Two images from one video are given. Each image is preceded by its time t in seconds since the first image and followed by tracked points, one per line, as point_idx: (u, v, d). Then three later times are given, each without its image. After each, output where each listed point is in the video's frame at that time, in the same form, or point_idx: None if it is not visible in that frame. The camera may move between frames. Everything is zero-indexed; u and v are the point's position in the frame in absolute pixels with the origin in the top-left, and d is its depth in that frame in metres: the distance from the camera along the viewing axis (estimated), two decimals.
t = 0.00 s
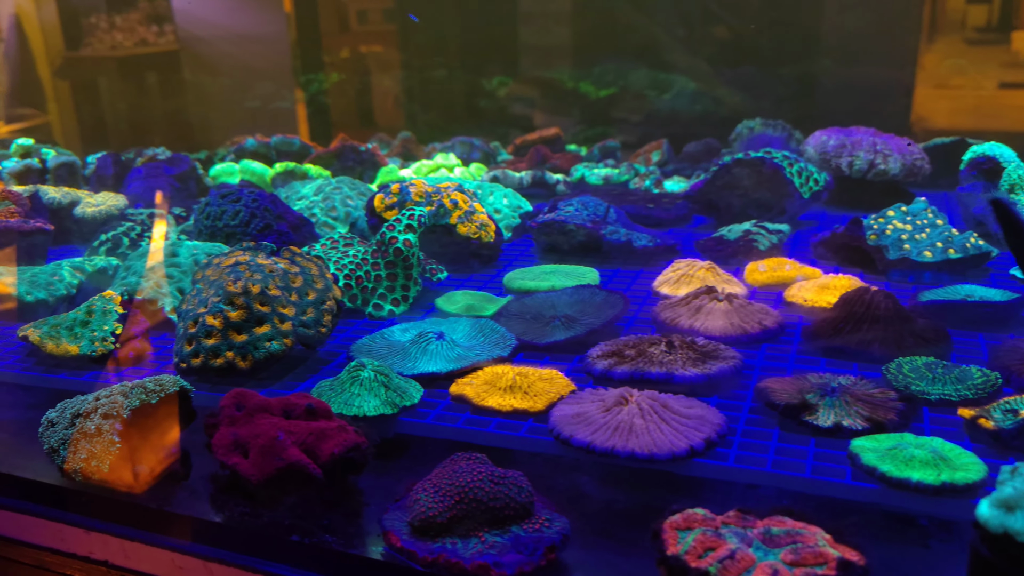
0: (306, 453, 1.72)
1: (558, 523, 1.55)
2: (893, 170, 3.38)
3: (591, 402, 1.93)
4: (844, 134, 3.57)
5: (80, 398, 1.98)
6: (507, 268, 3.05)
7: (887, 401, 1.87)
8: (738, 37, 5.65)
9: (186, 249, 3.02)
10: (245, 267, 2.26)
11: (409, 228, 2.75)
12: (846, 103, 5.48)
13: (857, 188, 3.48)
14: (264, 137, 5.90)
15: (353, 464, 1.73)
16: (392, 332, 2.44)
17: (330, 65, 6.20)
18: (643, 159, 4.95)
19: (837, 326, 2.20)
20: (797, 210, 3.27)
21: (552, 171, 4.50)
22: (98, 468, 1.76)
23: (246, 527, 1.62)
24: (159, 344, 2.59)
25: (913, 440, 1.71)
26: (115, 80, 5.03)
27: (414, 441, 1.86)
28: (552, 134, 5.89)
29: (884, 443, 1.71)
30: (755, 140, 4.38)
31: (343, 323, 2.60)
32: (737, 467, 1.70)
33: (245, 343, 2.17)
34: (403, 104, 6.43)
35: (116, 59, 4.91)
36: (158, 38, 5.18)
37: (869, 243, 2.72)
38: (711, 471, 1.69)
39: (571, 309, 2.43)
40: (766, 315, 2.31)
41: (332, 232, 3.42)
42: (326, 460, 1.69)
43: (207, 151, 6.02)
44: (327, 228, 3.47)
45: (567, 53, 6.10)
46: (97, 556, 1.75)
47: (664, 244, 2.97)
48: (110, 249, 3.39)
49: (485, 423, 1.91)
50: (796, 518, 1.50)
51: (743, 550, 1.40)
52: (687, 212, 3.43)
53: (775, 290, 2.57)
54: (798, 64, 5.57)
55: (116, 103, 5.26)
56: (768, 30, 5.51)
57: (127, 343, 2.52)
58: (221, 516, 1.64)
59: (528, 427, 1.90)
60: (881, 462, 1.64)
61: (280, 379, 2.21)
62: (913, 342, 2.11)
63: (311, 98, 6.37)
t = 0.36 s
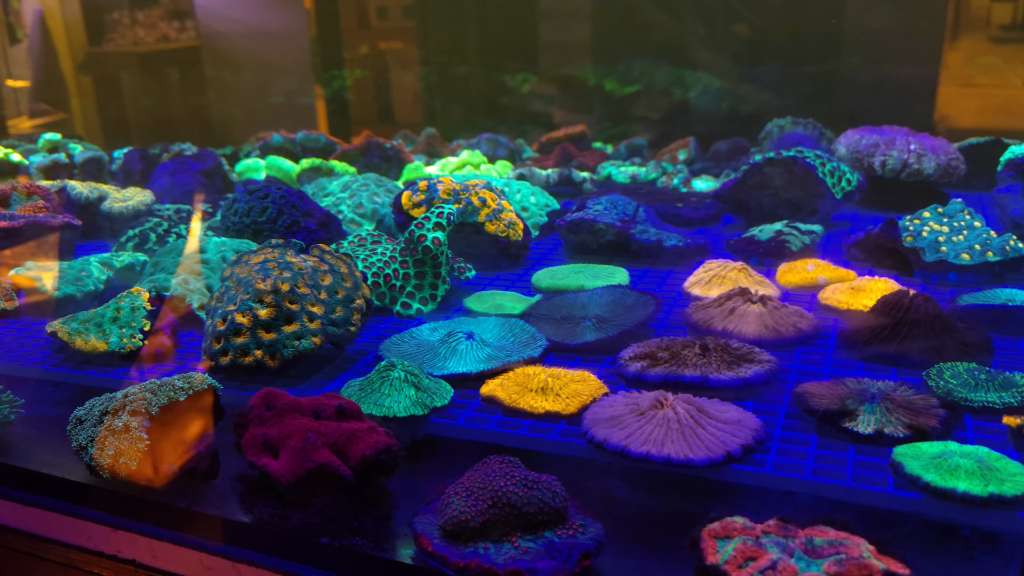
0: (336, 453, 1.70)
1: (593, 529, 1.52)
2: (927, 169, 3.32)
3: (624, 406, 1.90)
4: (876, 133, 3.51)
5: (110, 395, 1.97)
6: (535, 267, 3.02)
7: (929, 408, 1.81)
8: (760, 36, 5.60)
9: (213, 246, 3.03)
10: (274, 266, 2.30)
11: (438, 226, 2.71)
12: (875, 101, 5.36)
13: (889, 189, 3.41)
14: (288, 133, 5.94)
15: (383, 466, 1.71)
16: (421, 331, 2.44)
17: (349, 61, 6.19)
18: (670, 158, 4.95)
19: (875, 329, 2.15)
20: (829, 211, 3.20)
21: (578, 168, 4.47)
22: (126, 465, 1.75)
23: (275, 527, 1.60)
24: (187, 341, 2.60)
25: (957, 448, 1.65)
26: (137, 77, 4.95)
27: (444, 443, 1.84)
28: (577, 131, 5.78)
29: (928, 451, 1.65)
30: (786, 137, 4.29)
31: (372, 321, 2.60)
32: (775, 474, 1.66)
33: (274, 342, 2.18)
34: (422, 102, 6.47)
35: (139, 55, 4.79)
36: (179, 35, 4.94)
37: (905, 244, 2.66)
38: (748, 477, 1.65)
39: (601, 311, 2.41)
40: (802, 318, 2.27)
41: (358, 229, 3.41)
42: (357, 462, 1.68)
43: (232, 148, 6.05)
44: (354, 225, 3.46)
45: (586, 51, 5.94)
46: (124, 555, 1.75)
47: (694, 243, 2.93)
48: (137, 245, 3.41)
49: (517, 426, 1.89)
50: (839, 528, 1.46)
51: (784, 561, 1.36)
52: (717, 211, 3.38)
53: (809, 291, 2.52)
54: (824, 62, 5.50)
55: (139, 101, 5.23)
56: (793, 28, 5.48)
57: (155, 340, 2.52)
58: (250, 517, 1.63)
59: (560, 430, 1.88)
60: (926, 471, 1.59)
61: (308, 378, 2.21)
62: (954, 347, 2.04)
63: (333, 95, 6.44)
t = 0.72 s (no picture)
0: (352, 453, 1.69)
1: (614, 533, 1.49)
2: (953, 168, 3.26)
3: (646, 407, 1.87)
4: (901, 130, 3.44)
5: (120, 393, 1.94)
6: (553, 264, 2.99)
7: (959, 412, 1.75)
8: (775, 35, 5.59)
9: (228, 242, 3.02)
10: (290, 262, 2.29)
11: (456, 223, 2.69)
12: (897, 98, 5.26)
13: (914, 187, 3.35)
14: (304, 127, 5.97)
15: (399, 467, 1.69)
16: (438, 329, 2.41)
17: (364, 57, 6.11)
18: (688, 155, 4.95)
19: (901, 330, 2.10)
20: (852, 209, 3.16)
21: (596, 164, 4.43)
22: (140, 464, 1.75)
23: (289, 527, 1.58)
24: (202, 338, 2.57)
25: (990, 455, 1.59)
26: (152, 71, 5.21)
27: (462, 443, 1.82)
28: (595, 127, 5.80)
29: (959, 457, 1.60)
30: (806, 134, 4.23)
31: (387, 318, 2.58)
32: (800, 478, 1.62)
33: (290, 338, 2.16)
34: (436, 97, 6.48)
35: (152, 49, 5.09)
36: (195, 29, 5.07)
37: (931, 244, 2.61)
38: (773, 481, 1.62)
39: (621, 309, 2.37)
40: (826, 318, 2.23)
41: (375, 224, 3.39)
42: (373, 462, 1.66)
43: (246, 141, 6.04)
44: (370, 221, 3.44)
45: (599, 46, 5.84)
46: (137, 552, 1.74)
47: (715, 241, 2.90)
48: (152, 239, 3.40)
49: (535, 426, 1.86)
50: (868, 536, 1.42)
51: (813, 569, 1.32)
52: (738, 209, 3.34)
53: (833, 291, 2.48)
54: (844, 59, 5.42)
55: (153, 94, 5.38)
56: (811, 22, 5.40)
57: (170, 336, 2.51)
58: (265, 516, 1.61)
59: (580, 431, 1.85)
60: (958, 477, 1.53)
61: (324, 376, 2.19)
62: (984, 349, 1.98)
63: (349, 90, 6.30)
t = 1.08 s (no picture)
0: (362, 455, 1.66)
1: (630, 539, 1.45)
2: (974, 165, 3.19)
3: (663, 408, 1.83)
4: (922, 126, 3.36)
5: (123, 391, 1.94)
6: (566, 262, 2.95)
7: (986, 416, 1.69)
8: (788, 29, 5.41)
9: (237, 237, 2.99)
10: (299, 258, 2.25)
11: (468, 219, 2.66)
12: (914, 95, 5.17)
13: (934, 184, 3.29)
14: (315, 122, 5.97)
15: (410, 469, 1.67)
16: (449, 327, 2.38)
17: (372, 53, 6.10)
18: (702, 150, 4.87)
19: (925, 331, 2.04)
20: (871, 207, 3.06)
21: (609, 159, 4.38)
22: (145, 462, 1.74)
23: (297, 530, 1.55)
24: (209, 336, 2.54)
25: (1020, 461, 1.53)
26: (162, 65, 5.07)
27: (474, 444, 1.78)
28: (608, 123, 5.75)
29: (988, 463, 1.54)
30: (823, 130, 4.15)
31: (398, 316, 2.55)
32: (823, 484, 1.57)
33: (299, 336, 2.12)
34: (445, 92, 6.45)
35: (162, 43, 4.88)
36: (205, 24, 4.76)
37: (953, 243, 2.54)
38: (795, 486, 1.57)
39: (636, 307, 2.32)
40: (846, 318, 2.17)
41: (385, 220, 3.35)
42: (383, 463, 1.63)
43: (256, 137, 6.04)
44: (381, 216, 3.41)
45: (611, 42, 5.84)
46: (142, 553, 1.71)
47: (731, 238, 2.85)
48: (160, 234, 3.38)
49: (550, 428, 1.82)
50: (894, 544, 1.37)
51: None
52: (753, 206, 3.29)
53: (853, 290, 2.43)
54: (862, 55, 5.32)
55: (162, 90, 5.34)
56: (826, 16, 5.30)
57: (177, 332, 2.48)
58: (272, 517, 1.58)
59: (594, 432, 1.81)
60: (987, 485, 1.47)
61: (333, 374, 2.15)
62: (1011, 352, 1.92)
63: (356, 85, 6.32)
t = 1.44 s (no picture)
0: (368, 457, 1.62)
1: (643, 546, 1.41)
2: (991, 164, 3.13)
3: (676, 411, 1.79)
4: (937, 125, 3.31)
5: (127, 389, 1.95)
6: (576, 260, 2.90)
7: (1010, 421, 1.64)
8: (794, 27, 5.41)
9: (243, 234, 2.97)
10: (304, 255, 2.22)
11: (476, 216, 2.61)
12: (926, 93, 5.11)
13: (950, 183, 3.23)
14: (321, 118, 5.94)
15: (418, 472, 1.63)
16: (457, 326, 2.34)
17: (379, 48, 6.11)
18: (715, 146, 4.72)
19: (944, 332, 1.99)
20: (886, 206, 3.03)
21: (619, 156, 4.33)
22: (148, 464, 1.71)
23: (303, 533, 1.52)
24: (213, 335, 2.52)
25: None
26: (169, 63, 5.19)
27: (483, 447, 1.75)
28: (618, 120, 5.70)
29: (1012, 470, 1.49)
30: (836, 128, 4.10)
31: (406, 315, 2.52)
32: (841, 490, 1.52)
33: (304, 335, 2.10)
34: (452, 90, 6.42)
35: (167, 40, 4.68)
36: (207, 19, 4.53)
37: (971, 243, 2.48)
38: (814, 492, 1.53)
39: (647, 307, 2.28)
40: (863, 319, 2.12)
41: (392, 217, 3.32)
42: (389, 466, 1.59)
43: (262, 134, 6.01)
44: (388, 213, 3.37)
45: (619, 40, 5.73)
46: (145, 555, 1.69)
47: (743, 237, 2.80)
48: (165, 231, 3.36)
49: (560, 430, 1.78)
50: (916, 553, 1.32)
51: None
52: (766, 205, 3.24)
53: (870, 291, 2.38)
54: (872, 53, 5.28)
55: (170, 82, 5.31)
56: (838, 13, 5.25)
57: (180, 330, 2.49)
58: (277, 521, 1.56)
59: (606, 435, 1.77)
60: (1011, 493, 1.42)
61: (338, 374, 2.12)
62: None
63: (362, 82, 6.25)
